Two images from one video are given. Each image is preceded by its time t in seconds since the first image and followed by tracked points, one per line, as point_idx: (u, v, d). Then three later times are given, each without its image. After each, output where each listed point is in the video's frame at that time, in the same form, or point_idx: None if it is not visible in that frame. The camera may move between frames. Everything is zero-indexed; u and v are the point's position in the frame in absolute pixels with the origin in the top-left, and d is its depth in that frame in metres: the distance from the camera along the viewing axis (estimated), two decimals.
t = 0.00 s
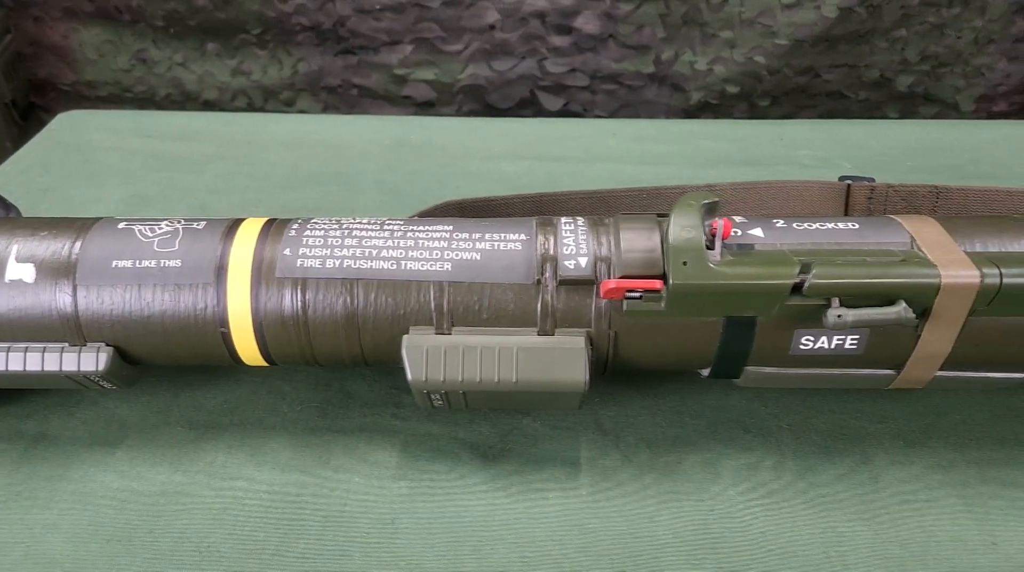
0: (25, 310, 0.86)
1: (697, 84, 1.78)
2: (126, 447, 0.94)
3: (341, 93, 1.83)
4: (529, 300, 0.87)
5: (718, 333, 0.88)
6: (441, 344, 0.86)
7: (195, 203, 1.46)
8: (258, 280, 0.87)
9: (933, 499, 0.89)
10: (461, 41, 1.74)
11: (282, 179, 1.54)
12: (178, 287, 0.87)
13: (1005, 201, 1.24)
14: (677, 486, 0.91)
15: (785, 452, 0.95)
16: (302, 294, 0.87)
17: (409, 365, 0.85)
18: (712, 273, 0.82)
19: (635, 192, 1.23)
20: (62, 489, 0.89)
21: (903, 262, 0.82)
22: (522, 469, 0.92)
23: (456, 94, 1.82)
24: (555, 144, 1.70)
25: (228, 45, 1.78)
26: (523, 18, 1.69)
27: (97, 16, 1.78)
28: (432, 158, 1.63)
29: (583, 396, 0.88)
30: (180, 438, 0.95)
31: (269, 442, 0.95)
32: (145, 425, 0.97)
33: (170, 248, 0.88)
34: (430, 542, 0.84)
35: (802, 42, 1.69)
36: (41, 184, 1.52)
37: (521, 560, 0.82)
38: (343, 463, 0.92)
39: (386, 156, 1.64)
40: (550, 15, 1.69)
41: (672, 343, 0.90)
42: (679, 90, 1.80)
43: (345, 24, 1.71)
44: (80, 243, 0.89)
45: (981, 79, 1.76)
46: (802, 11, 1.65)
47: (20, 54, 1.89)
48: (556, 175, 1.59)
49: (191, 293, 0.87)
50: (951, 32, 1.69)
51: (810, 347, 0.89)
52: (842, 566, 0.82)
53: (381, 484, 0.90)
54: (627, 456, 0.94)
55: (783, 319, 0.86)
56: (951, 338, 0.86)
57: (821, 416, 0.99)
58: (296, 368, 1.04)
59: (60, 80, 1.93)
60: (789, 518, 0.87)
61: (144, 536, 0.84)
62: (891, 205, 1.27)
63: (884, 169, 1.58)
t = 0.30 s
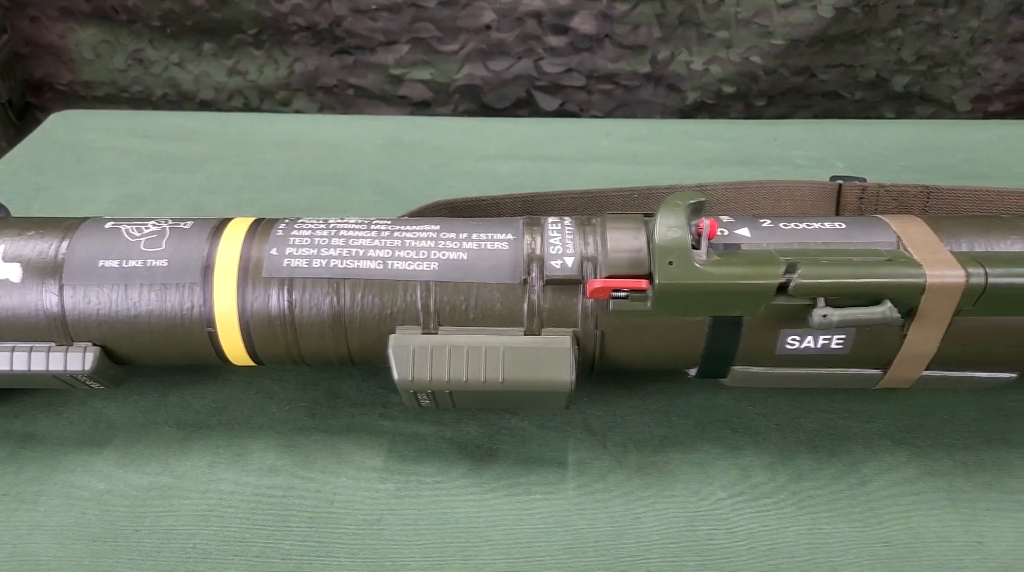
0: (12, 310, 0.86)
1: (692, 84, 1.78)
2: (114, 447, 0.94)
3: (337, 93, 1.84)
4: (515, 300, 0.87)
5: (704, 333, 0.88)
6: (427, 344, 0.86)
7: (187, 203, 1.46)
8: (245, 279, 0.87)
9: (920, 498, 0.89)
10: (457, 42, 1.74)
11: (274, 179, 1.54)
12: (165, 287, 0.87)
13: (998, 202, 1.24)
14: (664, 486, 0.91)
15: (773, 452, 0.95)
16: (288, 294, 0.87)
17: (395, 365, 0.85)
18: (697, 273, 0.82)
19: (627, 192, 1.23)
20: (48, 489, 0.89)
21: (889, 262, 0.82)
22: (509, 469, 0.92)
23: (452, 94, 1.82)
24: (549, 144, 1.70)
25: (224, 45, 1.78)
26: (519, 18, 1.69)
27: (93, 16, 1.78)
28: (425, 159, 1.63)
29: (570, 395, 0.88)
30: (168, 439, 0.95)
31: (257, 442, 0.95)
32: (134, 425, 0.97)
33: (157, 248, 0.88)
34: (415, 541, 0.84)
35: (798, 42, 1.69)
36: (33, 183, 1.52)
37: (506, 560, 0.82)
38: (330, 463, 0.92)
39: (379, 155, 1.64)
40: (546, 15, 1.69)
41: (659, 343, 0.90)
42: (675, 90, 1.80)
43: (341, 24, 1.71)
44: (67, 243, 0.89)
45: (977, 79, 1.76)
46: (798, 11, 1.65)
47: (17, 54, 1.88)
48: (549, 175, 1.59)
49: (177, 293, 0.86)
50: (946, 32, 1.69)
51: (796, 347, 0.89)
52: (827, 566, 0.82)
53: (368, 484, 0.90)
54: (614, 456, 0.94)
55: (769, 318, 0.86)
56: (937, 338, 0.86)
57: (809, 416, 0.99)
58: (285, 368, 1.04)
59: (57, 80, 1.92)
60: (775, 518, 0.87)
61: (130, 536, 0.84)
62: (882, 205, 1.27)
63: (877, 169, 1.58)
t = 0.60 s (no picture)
0: None
1: (687, 84, 1.78)
2: (97, 447, 0.94)
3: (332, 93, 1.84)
4: (497, 300, 0.87)
5: (685, 333, 0.88)
6: (409, 344, 0.86)
7: (176, 204, 1.46)
8: (226, 279, 0.87)
9: (902, 498, 0.89)
10: (452, 41, 1.74)
11: (263, 179, 1.54)
12: (146, 287, 0.87)
13: (987, 203, 1.24)
14: (646, 485, 0.91)
15: (756, 451, 0.95)
16: (270, 293, 0.87)
17: (377, 365, 0.85)
18: (678, 273, 0.82)
19: (617, 192, 1.23)
20: (30, 489, 0.89)
21: (869, 261, 0.82)
22: (492, 468, 0.92)
23: (448, 94, 1.83)
24: (540, 145, 1.70)
25: (220, 45, 1.78)
26: (514, 17, 1.69)
27: (88, 16, 1.77)
28: (417, 159, 1.63)
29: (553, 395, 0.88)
30: (151, 438, 0.95)
31: (239, 442, 0.95)
32: (117, 425, 0.97)
33: (139, 248, 0.88)
34: (395, 542, 0.84)
35: (793, 42, 1.69)
36: (23, 184, 1.52)
37: (486, 560, 0.82)
38: (312, 463, 0.92)
39: (369, 155, 1.64)
40: (541, 15, 1.68)
41: (641, 342, 0.90)
42: (670, 90, 1.80)
43: (336, 24, 1.71)
44: (49, 242, 0.89)
45: (972, 79, 1.76)
46: (793, 11, 1.65)
47: (13, 55, 1.86)
48: (539, 175, 1.59)
49: (159, 292, 0.86)
50: (941, 32, 1.69)
51: (777, 347, 0.89)
52: (807, 567, 0.82)
53: (350, 484, 0.90)
54: (597, 456, 0.94)
55: (750, 318, 0.86)
56: (918, 338, 0.86)
57: (793, 415, 0.99)
58: (270, 367, 1.04)
59: (52, 80, 1.90)
60: (756, 518, 0.87)
61: (111, 536, 0.84)
62: (872, 205, 1.27)
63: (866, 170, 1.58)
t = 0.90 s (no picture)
0: None
1: (682, 84, 1.78)
2: (80, 447, 0.94)
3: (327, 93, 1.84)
4: (479, 300, 0.87)
5: (668, 333, 0.88)
6: (391, 344, 0.86)
7: (164, 204, 1.46)
8: (208, 279, 0.87)
9: (883, 498, 0.89)
10: (447, 41, 1.74)
11: (253, 179, 1.54)
12: (128, 286, 0.87)
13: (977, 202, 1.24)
14: (629, 485, 0.91)
15: (739, 451, 0.95)
16: (252, 293, 0.87)
17: (358, 365, 0.85)
18: (659, 273, 0.82)
19: (607, 192, 1.23)
20: (13, 488, 0.89)
21: (851, 261, 0.82)
22: (475, 468, 0.92)
23: (442, 94, 1.83)
24: (531, 145, 1.70)
25: (215, 45, 1.78)
26: (508, 17, 1.69)
27: (83, 16, 1.77)
28: (407, 158, 1.63)
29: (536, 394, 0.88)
30: (134, 438, 0.95)
31: (223, 442, 0.95)
32: (101, 425, 0.97)
33: (120, 248, 0.88)
34: (376, 542, 0.84)
35: (787, 42, 1.69)
36: (12, 183, 1.52)
37: (466, 560, 0.83)
38: (295, 463, 0.92)
39: (360, 155, 1.64)
40: (536, 15, 1.69)
41: (623, 342, 0.90)
42: (664, 90, 1.80)
43: (331, 24, 1.71)
44: (31, 242, 0.89)
45: (967, 79, 1.76)
46: (787, 11, 1.65)
47: (6, 55, 1.86)
48: (528, 175, 1.59)
49: (140, 292, 0.86)
50: (936, 32, 1.69)
51: (759, 346, 0.89)
52: (788, 567, 0.82)
53: (332, 484, 0.90)
54: (581, 455, 0.94)
55: (732, 318, 0.86)
56: (900, 337, 0.86)
57: (777, 414, 0.99)
58: (255, 367, 1.04)
59: (46, 80, 1.91)
60: (737, 518, 0.87)
61: (91, 536, 0.84)
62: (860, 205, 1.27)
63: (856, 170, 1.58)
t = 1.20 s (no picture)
0: None
1: (677, 84, 1.78)
2: (64, 447, 0.94)
3: (323, 93, 1.84)
4: (462, 300, 0.87)
5: (651, 333, 0.88)
6: (374, 344, 0.86)
7: (153, 204, 1.46)
8: (190, 278, 0.87)
9: (867, 499, 0.89)
10: (442, 41, 1.74)
11: (243, 179, 1.54)
12: (110, 286, 0.87)
13: (967, 203, 1.24)
14: (612, 485, 0.91)
15: (724, 451, 0.95)
16: (234, 292, 0.87)
17: (341, 365, 0.85)
18: (642, 273, 0.82)
19: (598, 192, 1.23)
20: None
21: (833, 261, 0.82)
22: (459, 468, 0.92)
23: (438, 94, 1.82)
24: (522, 145, 1.70)
25: (210, 45, 1.78)
26: (503, 17, 1.69)
27: (79, 15, 1.77)
28: (398, 158, 1.63)
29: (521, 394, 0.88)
30: (118, 438, 0.95)
31: (207, 442, 0.95)
32: (86, 424, 0.97)
33: (103, 248, 0.88)
34: (358, 542, 0.84)
35: (782, 42, 1.69)
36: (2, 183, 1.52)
37: (448, 560, 0.82)
38: (278, 462, 0.92)
39: (351, 155, 1.64)
40: (531, 15, 1.69)
41: (607, 341, 0.90)
42: (660, 90, 1.80)
43: (326, 24, 1.72)
44: (14, 242, 0.89)
45: (963, 79, 1.76)
46: (782, 11, 1.65)
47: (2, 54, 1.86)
48: (519, 175, 1.59)
49: (123, 292, 0.86)
50: (931, 32, 1.69)
51: (743, 346, 0.89)
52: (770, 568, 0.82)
53: (316, 484, 0.90)
54: (565, 456, 0.94)
55: (715, 318, 0.86)
56: (882, 337, 0.86)
57: (762, 415, 0.99)
58: (241, 367, 1.04)
59: (42, 79, 1.90)
60: (720, 518, 0.87)
61: (73, 536, 0.84)
62: (849, 205, 1.27)
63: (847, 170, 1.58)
